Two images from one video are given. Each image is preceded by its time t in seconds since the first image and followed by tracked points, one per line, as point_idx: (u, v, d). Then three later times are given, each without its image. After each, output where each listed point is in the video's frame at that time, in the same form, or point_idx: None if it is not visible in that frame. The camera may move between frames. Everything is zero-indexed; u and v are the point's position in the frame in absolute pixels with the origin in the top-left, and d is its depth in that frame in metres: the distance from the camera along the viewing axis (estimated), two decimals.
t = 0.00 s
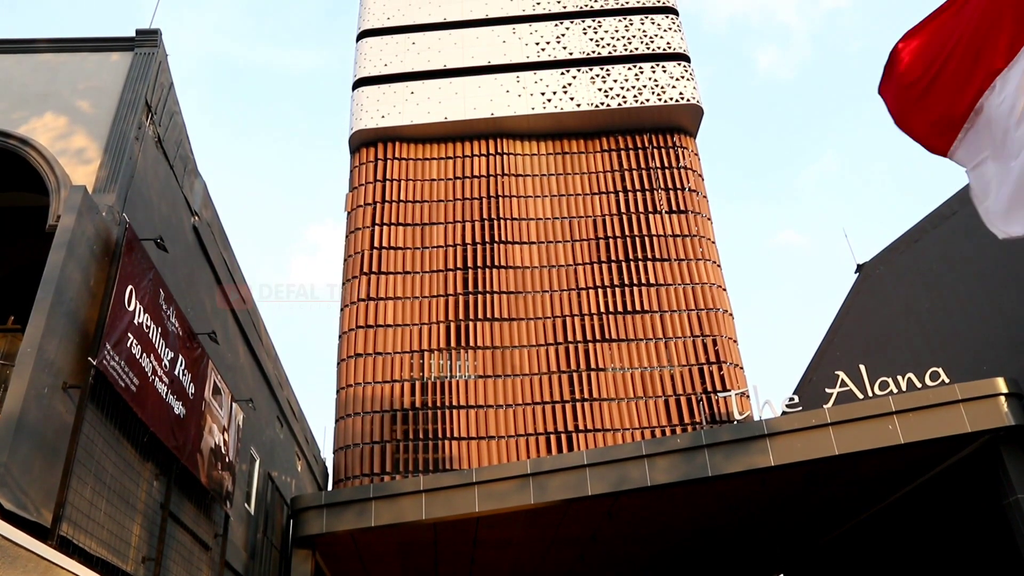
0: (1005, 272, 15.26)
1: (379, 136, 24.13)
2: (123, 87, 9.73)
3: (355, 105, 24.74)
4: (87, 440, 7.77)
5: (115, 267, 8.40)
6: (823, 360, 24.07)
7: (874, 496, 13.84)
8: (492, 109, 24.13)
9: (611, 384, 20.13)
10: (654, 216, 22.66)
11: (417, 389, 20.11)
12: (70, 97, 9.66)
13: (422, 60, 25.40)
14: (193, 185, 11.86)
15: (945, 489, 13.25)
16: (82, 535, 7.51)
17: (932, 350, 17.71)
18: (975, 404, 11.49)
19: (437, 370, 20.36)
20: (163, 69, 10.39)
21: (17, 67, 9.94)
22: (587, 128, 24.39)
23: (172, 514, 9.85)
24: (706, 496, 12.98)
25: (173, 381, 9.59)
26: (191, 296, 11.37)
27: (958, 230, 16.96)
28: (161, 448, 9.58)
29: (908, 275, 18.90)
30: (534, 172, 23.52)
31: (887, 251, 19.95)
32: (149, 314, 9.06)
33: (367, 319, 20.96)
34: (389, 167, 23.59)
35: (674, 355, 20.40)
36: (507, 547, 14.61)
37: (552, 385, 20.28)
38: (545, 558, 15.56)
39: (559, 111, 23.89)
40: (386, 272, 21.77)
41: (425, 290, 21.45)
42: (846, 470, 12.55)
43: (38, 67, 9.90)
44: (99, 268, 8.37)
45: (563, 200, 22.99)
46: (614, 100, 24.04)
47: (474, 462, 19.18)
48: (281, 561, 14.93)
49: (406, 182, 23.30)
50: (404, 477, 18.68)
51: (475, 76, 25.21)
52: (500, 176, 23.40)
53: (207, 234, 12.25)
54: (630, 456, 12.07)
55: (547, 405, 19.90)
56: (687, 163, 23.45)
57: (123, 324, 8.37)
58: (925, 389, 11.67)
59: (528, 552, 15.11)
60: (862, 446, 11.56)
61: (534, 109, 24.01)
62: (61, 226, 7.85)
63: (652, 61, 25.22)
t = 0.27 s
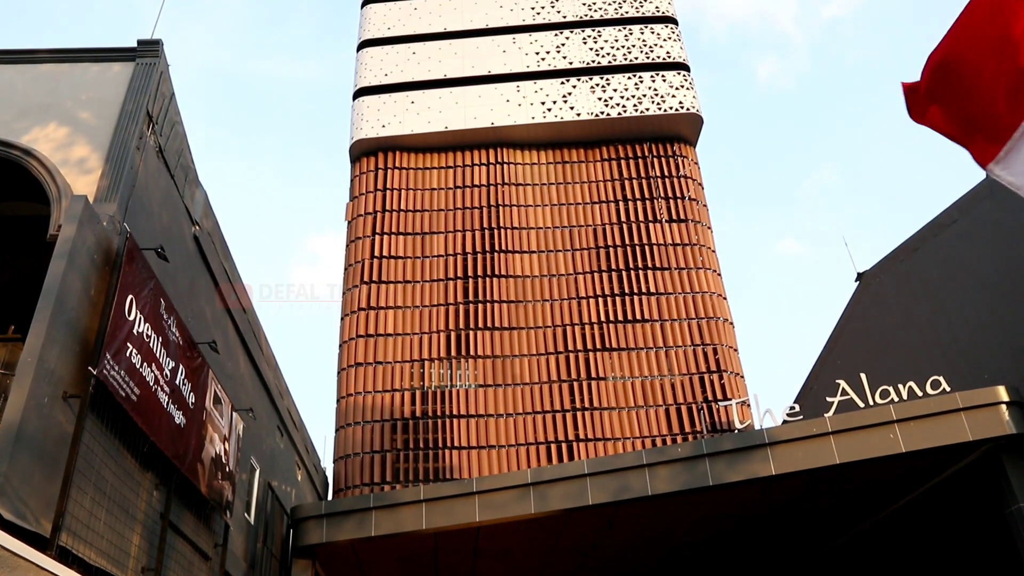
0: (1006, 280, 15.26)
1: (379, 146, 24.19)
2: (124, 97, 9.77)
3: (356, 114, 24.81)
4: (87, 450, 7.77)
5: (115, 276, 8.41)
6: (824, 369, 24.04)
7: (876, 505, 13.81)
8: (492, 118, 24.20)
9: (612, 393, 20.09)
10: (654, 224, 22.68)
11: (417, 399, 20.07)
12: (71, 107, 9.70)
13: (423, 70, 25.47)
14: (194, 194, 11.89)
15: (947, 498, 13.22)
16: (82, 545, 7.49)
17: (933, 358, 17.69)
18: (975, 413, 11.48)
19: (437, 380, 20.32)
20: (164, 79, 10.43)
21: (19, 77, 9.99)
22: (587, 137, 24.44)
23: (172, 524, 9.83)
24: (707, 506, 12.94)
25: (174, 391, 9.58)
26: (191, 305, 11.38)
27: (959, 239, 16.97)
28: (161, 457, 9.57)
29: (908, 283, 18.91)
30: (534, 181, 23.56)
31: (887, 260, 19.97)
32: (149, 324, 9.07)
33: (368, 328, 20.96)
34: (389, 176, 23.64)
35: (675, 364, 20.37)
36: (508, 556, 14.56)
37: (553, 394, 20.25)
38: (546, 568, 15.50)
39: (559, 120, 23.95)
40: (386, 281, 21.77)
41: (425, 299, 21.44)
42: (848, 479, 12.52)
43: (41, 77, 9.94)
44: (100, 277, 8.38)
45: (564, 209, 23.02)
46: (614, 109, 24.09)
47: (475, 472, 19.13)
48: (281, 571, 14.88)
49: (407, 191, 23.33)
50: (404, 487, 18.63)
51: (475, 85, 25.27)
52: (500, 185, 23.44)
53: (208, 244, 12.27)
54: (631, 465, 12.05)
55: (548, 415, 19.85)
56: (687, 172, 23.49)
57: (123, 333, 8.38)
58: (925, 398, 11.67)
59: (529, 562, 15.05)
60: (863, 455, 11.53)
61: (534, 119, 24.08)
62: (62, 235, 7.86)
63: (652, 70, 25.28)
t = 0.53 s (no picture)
0: (1006, 288, 15.27)
1: (380, 155, 24.24)
2: (126, 106, 9.81)
3: (356, 124, 24.87)
4: (87, 459, 7.76)
5: (115, 286, 8.41)
6: (824, 378, 23.98)
7: (878, 514, 13.76)
8: (493, 127, 24.26)
9: (613, 402, 20.06)
10: (655, 233, 22.69)
11: (417, 408, 20.04)
12: (73, 117, 9.73)
13: (423, 79, 25.54)
14: (195, 204, 11.91)
15: (948, 506, 13.18)
16: (81, 555, 7.48)
17: (934, 367, 17.68)
18: (977, 421, 11.46)
19: (437, 389, 20.29)
20: (165, 89, 10.47)
21: (21, 87, 10.02)
22: (586, 146, 24.50)
23: (172, 534, 9.81)
24: (709, 515, 12.90)
25: (174, 400, 9.57)
26: (192, 314, 11.39)
27: (959, 247, 16.99)
28: (161, 467, 9.56)
29: (909, 292, 18.91)
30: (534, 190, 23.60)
31: (887, 268, 19.98)
32: (149, 333, 9.08)
33: (368, 337, 20.94)
34: (390, 185, 23.69)
35: (675, 373, 20.35)
36: (509, 566, 14.50)
37: (553, 404, 20.21)
38: None
39: (559, 129, 24.00)
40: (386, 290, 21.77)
41: (426, 308, 21.44)
42: (849, 488, 12.49)
43: (42, 87, 9.98)
44: (100, 287, 8.38)
45: (564, 218, 23.04)
46: (614, 118, 24.15)
47: (476, 481, 19.08)
48: None
49: (407, 200, 23.37)
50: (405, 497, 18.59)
51: (476, 94, 25.34)
52: (500, 194, 23.48)
53: (208, 253, 12.28)
54: (632, 474, 12.02)
55: (548, 424, 19.82)
56: (687, 182, 23.53)
57: (123, 343, 8.39)
58: (926, 406, 11.65)
59: (530, 572, 14.99)
60: (864, 464, 11.51)
61: (534, 128, 24.14)
62: (63, 245, 7.88)
63: (652, 80, 25.35)
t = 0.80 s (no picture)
0: (1007, 298, 15.28)
1: (381, 165, 24.29)
2: (127, 117, 9.85)
3: (357, 134, 24.94)
4: (87, 470, 7.76)
5: (115, 297, 8.42)
6: (825, 387, 23.93)
7: (880, 524, 13.70)
8: (493, 138, 24.32)
9: (613, 412, 20.03)
10: (655, 243, 22.71)
11: (417, 418, 20.01)
12: (74, 128, 9.77)
13: (423, 90, 25.61)
14: (196, 214, 11.93)
15: (950, 516, 13.15)
16: (81, 567, 7.47)
17: (935, 376, 17.67)
18: (979, 430, 11.43)
19: (438, 399, 20.26)
20: (167, 100, 10.50)
21: (23, 98, 10.06)
22: (586, 156, 24.56)
23: (172, 545, 9.80)
24: (710, 525, 12.86)
25: (174, 410, 9.56)
26: (192, 325, 11.39)
27: (959, 256, 17.00)
28: (161, 478, 9.55)
29: (909, 301, 18.91)
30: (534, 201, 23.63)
31: (888, 277, 19.99)
32: (149, 344, 9.08)
33: (368, 347, 20.92)
34: (390, 196, 23.73)
35: (676, 383, 20.32)
36: None
37: (554, 414, 20.17)
38: None
39: (559, 140, 24.07)
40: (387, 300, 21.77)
41: (426, 318, 21.43)
42: (851, 498, 12.46)
43: (44, 98, 10.02)
44: (101, 297, 8.40)
45: (564, 228, 23.06)
46: (614, 128, 24.22)
47: (476, 491, 19.03)
48: None
49: (407, 210, 23.41)
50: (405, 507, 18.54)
51: (476, 105, 25.42)
52: (500, 204, 23.52)
53: (209, 263, 12.29)
54: (633, 485, 12.00)
55: (549, 434, 19.77)
56: (687, 192, 23.57)
57: (123, 353, 8.40)
58: (928, 415, 11.63)
59: None
60: (866, 473, 11.48)
61: (534, 138, 24.20)
62: (65, 255, 7.90)
63: (652, 90, 25.43)
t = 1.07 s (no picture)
0: (1008, 306, 15.28)
1: (381, 175, 24.34)
2: (129, 127, 9.88)
3: (357, 144, 25.00)
4: (87, 480, 7.76)
5: (116, 306, 8.44)
6: (825, 396, 23.87)
7: (882, 533, 13.65)
8: (493, 147, 24.38)
9: (615, 421, 20.00)
10: (655, 252, 22.72)
11: (418, 427, 19.97)
12: (76, 137, 9.80)
13: (424, 99, 25.68)
14: (196, 224, 11.95)
15: (952, 525, 13.11)
16: None
17: (936, 384, 17.65)
18: (980, 439, 11.41)
19: (438, 408, 20.23)
20: (168, 110, 10.54)
21: (24, 107, 10.10)
22: (587, 165, 24.61)
23: (172, 555, 9.78)
24: (711, 535, 12.82)
25: (175, 420, 9.58)
26: (193, 334, 11.40)
27: (960, 264, 17.01)
28: (161, 488, 9.54)
29: (910, 309, 18.91)
30: (535, 210, 23.66)
31: (889, 286, 19.98)
32: (150, 353, 9.08)
33: (369, 357, 20.91)
34: (391, 205, 23.77)
35: (677, 392, 20.29)
36: None
37: (555, 423, 20.13)
38: None
39: (559, 149, 24.12)
40: (387, 310, 21.78)
41: (427, 327, 21.41)
42: (852, 507, 12.42)
43: (46, 108, 10.05)
44: (102, 306, 8.40)
45: (564, 237, 23.08)
46: (614, 137, 24.27)
47: (477, 501, 18.98)
48: None
49: (408, 220, 23.44)
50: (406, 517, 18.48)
51: (476, 114, 25.48)
52: (501, 214, 23.54)
53: (210, 273, 12.30)
54: (634, 494, 11.97)
55: (550, 443, 19.73)
56: (688, 201, 23.60)
57: (124, 363, 8.41)
58: (929, 424, 11.61)
59: None
60: (866, 483, 11.46)
61: (534, 148, 24.26)
62: (65, 265, 7.92)
63: (652, 99, 25.50)
